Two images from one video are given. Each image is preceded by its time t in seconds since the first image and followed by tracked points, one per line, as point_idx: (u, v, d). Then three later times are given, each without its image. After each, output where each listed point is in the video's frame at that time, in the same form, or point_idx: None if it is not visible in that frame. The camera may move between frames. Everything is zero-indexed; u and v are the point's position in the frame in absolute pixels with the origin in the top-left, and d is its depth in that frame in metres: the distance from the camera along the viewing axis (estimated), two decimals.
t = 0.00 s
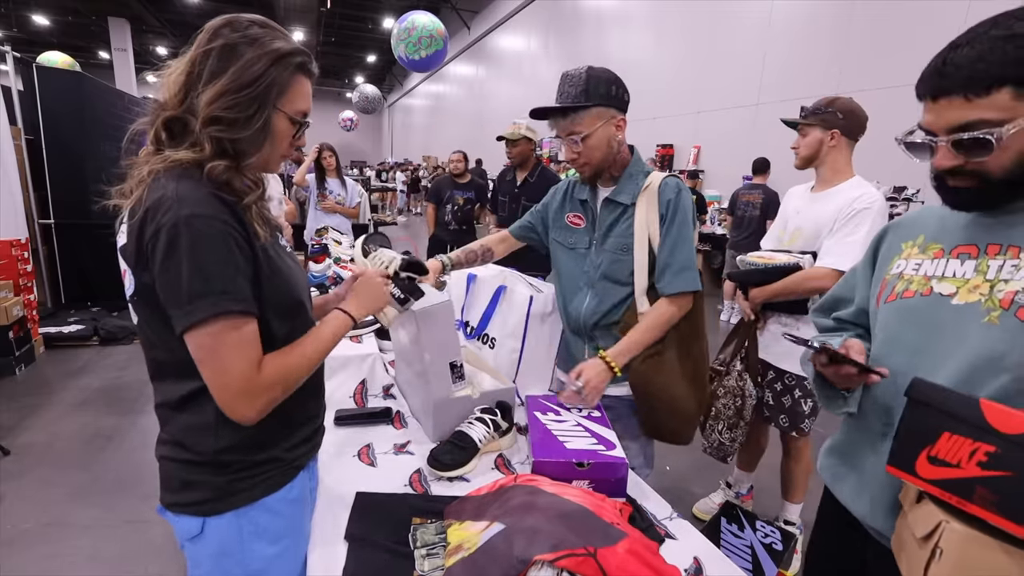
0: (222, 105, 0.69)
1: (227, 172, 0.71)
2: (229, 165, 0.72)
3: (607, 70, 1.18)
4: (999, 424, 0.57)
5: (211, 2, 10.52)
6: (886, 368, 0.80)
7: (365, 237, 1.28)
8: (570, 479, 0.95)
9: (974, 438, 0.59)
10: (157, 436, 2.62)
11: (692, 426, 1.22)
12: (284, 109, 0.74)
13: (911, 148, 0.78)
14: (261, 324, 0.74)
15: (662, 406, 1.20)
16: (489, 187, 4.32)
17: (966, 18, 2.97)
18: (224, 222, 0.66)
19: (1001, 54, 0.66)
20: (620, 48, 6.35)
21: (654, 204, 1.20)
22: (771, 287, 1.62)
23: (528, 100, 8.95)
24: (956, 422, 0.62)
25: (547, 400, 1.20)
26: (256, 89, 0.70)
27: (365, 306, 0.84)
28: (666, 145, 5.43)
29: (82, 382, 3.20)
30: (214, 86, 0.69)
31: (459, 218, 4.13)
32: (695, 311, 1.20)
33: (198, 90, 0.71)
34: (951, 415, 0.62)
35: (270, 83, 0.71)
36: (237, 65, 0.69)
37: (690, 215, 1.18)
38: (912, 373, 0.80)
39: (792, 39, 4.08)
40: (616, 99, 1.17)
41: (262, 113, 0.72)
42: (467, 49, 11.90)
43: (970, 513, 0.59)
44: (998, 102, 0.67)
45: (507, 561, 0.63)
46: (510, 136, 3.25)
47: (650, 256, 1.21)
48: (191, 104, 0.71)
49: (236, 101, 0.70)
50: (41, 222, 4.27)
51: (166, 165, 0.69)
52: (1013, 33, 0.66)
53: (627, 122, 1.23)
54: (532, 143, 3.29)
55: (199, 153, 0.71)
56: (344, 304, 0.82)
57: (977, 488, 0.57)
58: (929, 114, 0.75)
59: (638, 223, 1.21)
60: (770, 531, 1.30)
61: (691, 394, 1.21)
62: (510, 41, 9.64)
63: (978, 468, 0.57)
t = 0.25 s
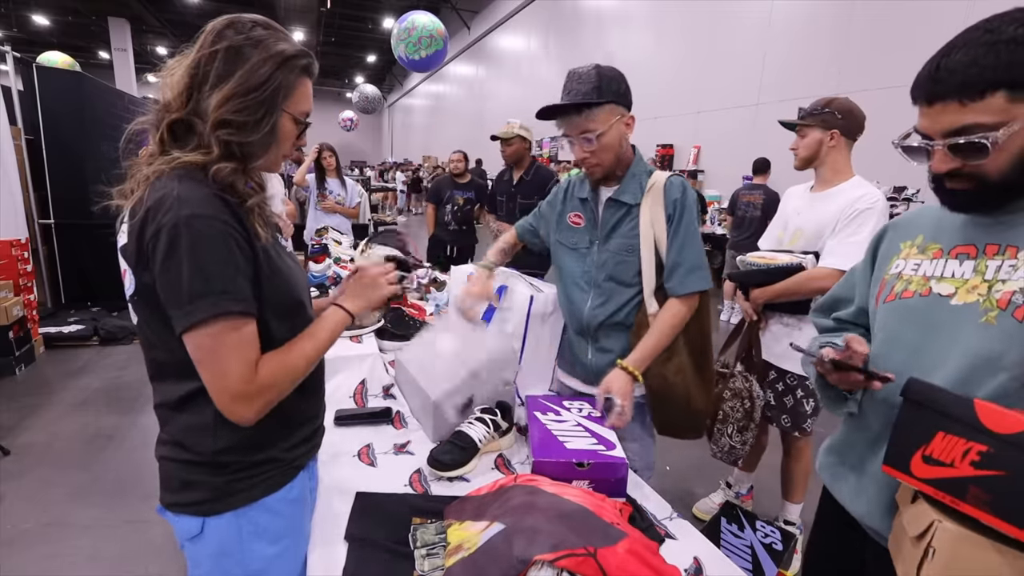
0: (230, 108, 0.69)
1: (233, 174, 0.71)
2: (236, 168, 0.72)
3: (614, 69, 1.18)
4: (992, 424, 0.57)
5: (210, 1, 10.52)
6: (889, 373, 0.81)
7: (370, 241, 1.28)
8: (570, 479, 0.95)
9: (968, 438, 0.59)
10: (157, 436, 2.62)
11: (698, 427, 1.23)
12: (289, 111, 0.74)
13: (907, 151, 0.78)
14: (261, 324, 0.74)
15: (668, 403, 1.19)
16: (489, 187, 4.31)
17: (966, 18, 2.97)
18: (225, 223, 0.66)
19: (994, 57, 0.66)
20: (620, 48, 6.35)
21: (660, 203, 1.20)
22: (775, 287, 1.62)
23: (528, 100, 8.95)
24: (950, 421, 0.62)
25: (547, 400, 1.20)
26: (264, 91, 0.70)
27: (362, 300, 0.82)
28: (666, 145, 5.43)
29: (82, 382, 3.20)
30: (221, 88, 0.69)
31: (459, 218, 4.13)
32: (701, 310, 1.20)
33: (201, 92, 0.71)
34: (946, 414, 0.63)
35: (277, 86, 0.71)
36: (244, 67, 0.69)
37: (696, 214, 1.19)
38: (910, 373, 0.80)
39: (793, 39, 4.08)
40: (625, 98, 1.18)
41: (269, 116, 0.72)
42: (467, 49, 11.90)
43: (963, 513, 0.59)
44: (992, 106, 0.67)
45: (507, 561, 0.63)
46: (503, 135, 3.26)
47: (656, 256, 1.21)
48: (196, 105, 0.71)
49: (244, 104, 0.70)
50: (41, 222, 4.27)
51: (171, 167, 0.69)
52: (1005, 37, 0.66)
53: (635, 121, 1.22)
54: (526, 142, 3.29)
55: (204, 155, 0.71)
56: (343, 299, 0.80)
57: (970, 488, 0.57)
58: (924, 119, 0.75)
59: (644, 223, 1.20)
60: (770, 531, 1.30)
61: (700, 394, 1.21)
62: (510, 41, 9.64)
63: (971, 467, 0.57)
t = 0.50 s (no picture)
0: (227, 106, 0.69)
1: (231, 174, 0.71)
2: (234, 167, 0.72)
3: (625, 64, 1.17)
4: (992, 425, 0.57)
5: (210, 1, 10.51)
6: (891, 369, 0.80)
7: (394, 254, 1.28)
8: (570, 479, 0.95)
9: (967, 439, 0.59)
10: (157, 436, 2.62)
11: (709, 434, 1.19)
12: (288, 111, 0.74)
13: (906, 154, 0.78)
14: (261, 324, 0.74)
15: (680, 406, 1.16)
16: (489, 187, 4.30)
17: (966, 18, 2.97)
18: (224, 223, 0.66)
19: (991, 61, 0.66)
20: (620, 48, 6.35)
21: (668, 203, 1.19)
22: (776, 287, 1.62)
23: (528, 100, 8.95)
24: (949, 422, 0.62)
25: (547, 400, 1.20)
26: (262, 91, 0.70)
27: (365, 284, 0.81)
28: (666, 145, 5.43)
29: (82, 382, 3.20)
30: (219, 87, 0.69)
31: (459, 218, 4.13)
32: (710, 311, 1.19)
33: (200, 91, 0.71)
34: (945, 415, 0.63)
35: (275, 85, 0.71)
36: (242, 66, 0.69)
37: (704, 215, 1.18)
38: (910, 374, 0.79)
39: (792, 39, 4.08)
40: (636, 93, 1.16)
41: (267, 115, 0.72)
42: (467, 48, 11.90)
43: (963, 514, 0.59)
44: (990, 109, 0.67)
45: (507, 561, 0.63)
46: (499, 135, 3.26)
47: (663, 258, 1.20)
48: (194, 105, 0.71)
49: (242, 103, 0.70)
50: (41, 222, 4.27)
51: (168, 166, 0.69)
52: (1003, 39, 0.66)
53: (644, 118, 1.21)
54: (522, 142, 3.29)
55: (202, 155, 0.71)
56: (344, 287, 0.79)
57: (971, 489, 0.57)
58: (921, 122, 0.75)
59: (651, 224, 1.19)
60: (770, 531, 1.30)
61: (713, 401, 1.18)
62: (510, 41, 9.64)
63: (971, 469, 0.57)
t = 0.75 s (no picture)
0: (224, 106, 0.69)
1: (228, 174, 0.71)
2: (230, 168, 0.72)
3: (639, 61, 1.18)
4: (993, 426, 0.57)
5: (210, 1, 10.51)
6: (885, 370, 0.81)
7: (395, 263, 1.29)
8: (570, 479, 0.95)
9: (968, 440, 0.59)
10: (157, 436, 2.62)
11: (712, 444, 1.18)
12: (286, 112, 0.74)
13: (906, 155, 0.78)
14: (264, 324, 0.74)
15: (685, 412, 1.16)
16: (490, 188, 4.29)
17: (966, 18, 2.97)
18: (222, 222, 0.66)
19: (991, 61, 0.66)
20: (620, 48, 6.35)
21: (674, 205, 1.17)
22: (776, 287, 1.62)
23: (528, 100, 8.95)
24: (950, 423, 0.62)
25: (547, 400, 1.20)
26: (259, 91, 0.70)
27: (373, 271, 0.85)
28: (666, 145, 5.43)
29: (82, 382, 3.20)
30: (216, 87, 0.69)
31: (459, 218, 4.13)
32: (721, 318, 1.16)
33: (198, 91, 0.71)
34: (945, 416, 0.63)
35: (273, 85, 0.71)
36: (239, 66, 0.69)
37: (712, 216, 1.14)
38: (909, 373, 0.80)
39: (792, 39, 4.08)
40: (649, 91, 1.17)
41: (264, 115, 0.72)
42: (467, 48, 11.90)
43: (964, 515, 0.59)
44: (990, 110, 0.67)
45: (507, 561, 0.63)
46: (499, 135, 3.25)
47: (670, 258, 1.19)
48: (191, 104, 0.71)
49: (239, 103, 0.70)
50: (41, 222, 4.27)
51: (165, 166, 0.69)
52: (1002, 40, 0.66)
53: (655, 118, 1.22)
54: (522, 142, 3.28)
55: (199, 154, 0.71)
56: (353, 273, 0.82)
57: (971, 490, 0.57)
58: (921, 124, 0.75)
59: (656, 225, 1.18)
60: (770, 531, 1.30)
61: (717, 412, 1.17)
62: (510, 41, 9.64)
63: (972, 470, 0.57)
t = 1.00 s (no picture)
0: (224, 106, 0.69)
1: (228, 174, 0.71)
2: (231, 167, 0.72)
3: (654, 61, 1.20)
4: (995, 426, 0.57)
5: (210, 1, 10.51)
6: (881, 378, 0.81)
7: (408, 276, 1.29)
8: (570, 479, 0.95)
9: (969, 440, 0.59)
10: (157, 436, 2.62)
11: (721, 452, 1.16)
12: (286, 112, 0.75)
13: (907, 155, 0.78)
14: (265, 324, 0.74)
15: (693, 424, 1.14)
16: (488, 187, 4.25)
17: (966, 18, 2.97)
18: (224, 222, 0.66)
19: (992, 62, 0.66)
20: (620, 48, 6.35)
21: (683, 206, 1.16)
22: (775, 287, 1.62)
23: (528, 100, 8.95)
24: (951, 423, 0.62)
25: (547, 400, 1.20)
26: (260, 91, 0.70)
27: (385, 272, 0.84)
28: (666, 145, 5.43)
29: (82, 382, 3.20)
30: (217, 87, 0.69)
31: (458, 218, 4.12)
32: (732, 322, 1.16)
33: (198, 90, 0.71)
34: (946, 416, 0.62)
35: (274, 86, 0.71)
36: (240, 67, 0.69)
37: (721, 218, 1.12)
38: (908, 373, 0.79)
39: (792, 39, 4.08)
40: (663, 90, 1.19)
41: (264, 116, 0.72)
42: (467, 48, 11.90)
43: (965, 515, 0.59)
44: (991, 109, 0.67)
45: (507, 561, 0.62)
46: (498, 132, 3.25)
47: (680, 260, 1.18)
48: (192, 105, 0.71)
49: (240, 103, 0.70)
50: (41, 222, 4.27)
51: (166, 166, 0.69)
52: (1003, 41, 0.66)
53: (667, 117, 1.23)
54: (521, 141, 3.28)
55: (199, 155, 0.71)
56: (364, 272, 0.83)
57: (973, 490, 0.57)
58: (923, 123, 0.75)
59: (665, 226, 1.18)
60: (770, 531, 1.30)
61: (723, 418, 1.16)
62: (510, 41, 9.64)
63: (974, 470, 0.57)
